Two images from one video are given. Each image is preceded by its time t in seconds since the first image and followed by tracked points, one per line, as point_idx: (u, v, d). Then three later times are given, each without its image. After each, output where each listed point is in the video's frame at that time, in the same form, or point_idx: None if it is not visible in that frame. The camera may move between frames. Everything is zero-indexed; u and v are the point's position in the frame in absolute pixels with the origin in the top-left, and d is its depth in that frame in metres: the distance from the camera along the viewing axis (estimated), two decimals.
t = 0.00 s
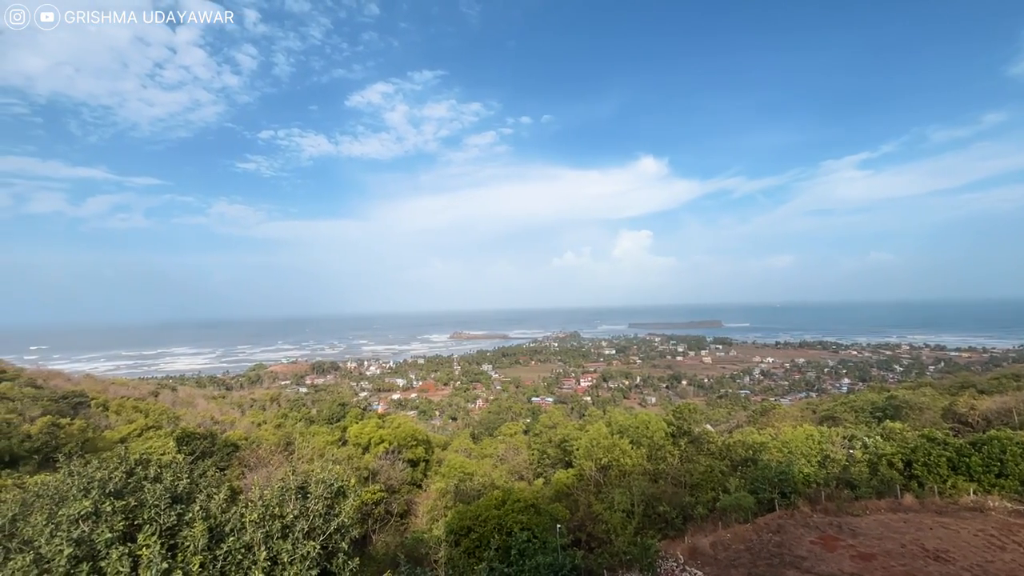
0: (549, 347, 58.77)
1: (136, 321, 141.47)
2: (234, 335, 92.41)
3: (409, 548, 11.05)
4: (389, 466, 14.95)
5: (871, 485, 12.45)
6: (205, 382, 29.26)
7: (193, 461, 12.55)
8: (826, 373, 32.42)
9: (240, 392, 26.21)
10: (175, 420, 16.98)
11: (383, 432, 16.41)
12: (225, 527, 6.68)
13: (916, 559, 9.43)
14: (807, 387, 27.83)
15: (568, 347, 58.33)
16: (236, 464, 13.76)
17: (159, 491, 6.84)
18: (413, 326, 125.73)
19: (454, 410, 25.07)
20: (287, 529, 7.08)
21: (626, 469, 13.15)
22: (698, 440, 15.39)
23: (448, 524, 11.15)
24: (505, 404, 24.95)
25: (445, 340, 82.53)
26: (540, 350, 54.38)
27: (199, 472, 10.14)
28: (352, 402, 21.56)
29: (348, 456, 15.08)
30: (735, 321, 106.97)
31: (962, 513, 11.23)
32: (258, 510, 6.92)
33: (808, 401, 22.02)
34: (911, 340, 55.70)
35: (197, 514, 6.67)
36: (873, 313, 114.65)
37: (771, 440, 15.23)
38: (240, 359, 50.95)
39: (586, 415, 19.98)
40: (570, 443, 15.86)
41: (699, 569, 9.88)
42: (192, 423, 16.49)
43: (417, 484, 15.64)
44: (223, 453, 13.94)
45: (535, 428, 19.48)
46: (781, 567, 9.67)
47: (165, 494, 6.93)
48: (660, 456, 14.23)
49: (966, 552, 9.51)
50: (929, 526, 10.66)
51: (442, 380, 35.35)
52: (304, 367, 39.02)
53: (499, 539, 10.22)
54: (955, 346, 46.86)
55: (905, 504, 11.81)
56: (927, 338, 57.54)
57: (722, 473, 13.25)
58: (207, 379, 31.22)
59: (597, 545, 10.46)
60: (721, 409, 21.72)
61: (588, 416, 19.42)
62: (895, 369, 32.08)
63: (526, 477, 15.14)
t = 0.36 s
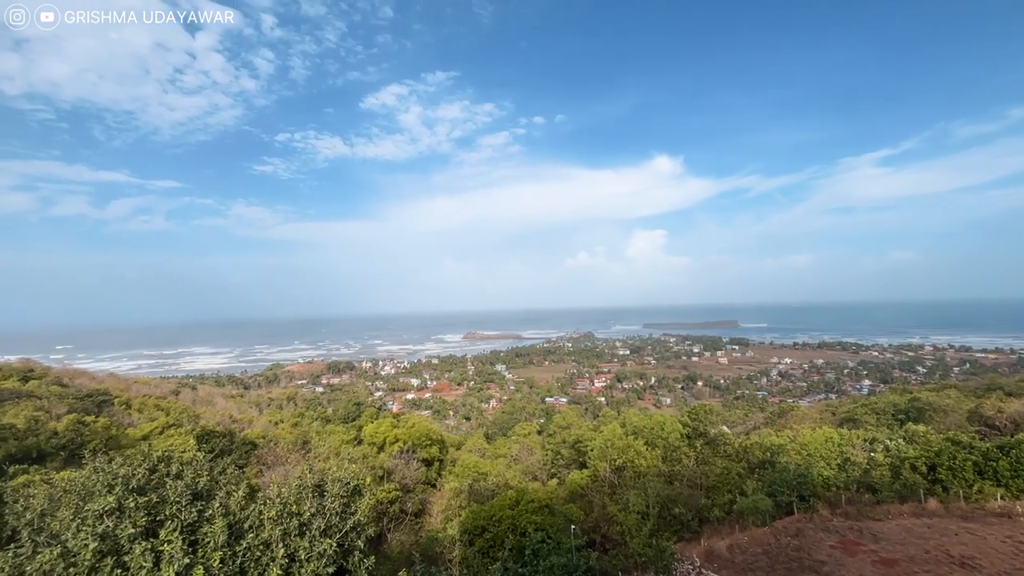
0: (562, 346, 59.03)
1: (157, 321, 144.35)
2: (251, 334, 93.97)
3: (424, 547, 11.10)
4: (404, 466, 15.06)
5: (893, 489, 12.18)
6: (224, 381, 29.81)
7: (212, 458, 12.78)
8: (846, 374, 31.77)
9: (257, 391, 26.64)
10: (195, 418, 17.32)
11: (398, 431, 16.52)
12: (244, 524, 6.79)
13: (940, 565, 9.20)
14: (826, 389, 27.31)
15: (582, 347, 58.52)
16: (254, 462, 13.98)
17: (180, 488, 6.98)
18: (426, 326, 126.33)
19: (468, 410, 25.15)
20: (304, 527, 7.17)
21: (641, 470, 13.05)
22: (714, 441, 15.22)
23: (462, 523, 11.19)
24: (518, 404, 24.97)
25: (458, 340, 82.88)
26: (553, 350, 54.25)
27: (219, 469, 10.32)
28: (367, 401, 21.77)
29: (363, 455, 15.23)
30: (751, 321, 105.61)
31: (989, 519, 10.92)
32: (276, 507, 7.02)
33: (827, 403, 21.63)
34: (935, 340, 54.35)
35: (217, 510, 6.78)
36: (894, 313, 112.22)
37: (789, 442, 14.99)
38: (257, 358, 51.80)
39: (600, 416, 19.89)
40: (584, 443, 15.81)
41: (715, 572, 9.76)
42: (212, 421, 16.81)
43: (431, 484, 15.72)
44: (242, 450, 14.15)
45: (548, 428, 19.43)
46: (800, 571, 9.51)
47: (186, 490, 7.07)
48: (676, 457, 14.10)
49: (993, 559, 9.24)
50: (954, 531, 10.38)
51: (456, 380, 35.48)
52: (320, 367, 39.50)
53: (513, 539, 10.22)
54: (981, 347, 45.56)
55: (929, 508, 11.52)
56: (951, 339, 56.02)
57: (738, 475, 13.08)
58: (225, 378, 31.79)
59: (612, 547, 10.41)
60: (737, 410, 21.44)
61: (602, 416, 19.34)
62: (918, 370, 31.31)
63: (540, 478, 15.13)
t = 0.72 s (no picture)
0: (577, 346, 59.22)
1: (177, 322, 147.40)
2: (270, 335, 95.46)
3: (439, 546, 11.12)
4: (419, 465, 15.16)
5: (917, 494, 11.89)
6: (243, 380, 30.33)
7: (232, 456, 13.00)
8: (868, 375, 31.07)
9: (275, 390, 27.05)
10: (215, 417, 17.66)
11: (413, 430, 16.63)
12: (264, 520, 6.91)
13: (967, 572, 8.94)
14: (847, 391, 26.75)
15: (597, 347, 58.73)
16: (272, 460, 14.19)
17: (201, 485, 7.12)
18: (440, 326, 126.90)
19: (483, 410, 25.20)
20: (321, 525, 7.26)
21: (656, 472, 12.94)
22: (731, 443, 15.03)
23: (477, 523, 11.23)
24: (533, 404, 24.96)
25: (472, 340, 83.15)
26: (567, 351, 54.05)
27: (238, 467, 10.52)
28: (383, 401, 21.94)
29: (379, 454, 15.36)
30: (770, 322, 104.38)
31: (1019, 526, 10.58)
32: (294, 505, 7.13)
33: (848, 405, 21.19)
34: (961, 342, 52.81)
35: (237, 507, 6.91)
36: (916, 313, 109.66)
37: (808, 445, 14.73)
38: (276, 358, 52.62)
39: (616, 417, 19.78)
40: (599, 444, 15.74)
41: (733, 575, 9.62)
42: (232, 420, 17.12)
43: (446, 483, 15.80)
44: (260, 448, 14.37)
45: (563, 429, 19.36)
46: None
47: (207, 487, 7.21)
48: (692, 459, 13.96)
49: None
50: (982, 538, 10.08)
51: (470, 381, 35.56)
52: (336, 366, 39.96)
53: (528, 539, 10.21)
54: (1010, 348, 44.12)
55: (955, 514, 11.21)
56: (979, 340, 54.42)
57: (757, 477, 12.88)
58: (244, 377, 32.34)
59: (628, 548, 10.37)
60: (755, 412, 21.12)
61: (618, 417, 19.23)
62: (943, 372, 30.47)
63: (555, 478, 15.10)
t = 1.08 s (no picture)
0: (591, 347, 59.18)
1: (197, 323, 150.25)
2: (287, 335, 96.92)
3: (454, 546, 11.15)
4: (434, 464, 15.24)
5: (943, 499, 11.59)
6: (262, 379, 30.83)
7: (251, 454, 13.23)
8: (891, 377, 30.34)
9: (292, 390, 27.44)
10: (235, 415, 17.99)
11: (428, 430, 16.72)
12: (282, 517, 7.01)
13: None
14: (869, 393, 26.17)
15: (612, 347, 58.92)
16: (291, 458, 14.40)
17: (221, 482, 7.26)
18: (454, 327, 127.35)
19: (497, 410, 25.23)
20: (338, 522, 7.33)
21: (673, 473, 12.82)
22: (749, 446, 14.83)
23: (492, 523, 11.24)
24: (547, 405, 24.93)
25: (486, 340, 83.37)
26: (582, 351, 53.81)
27: (258, 464, 10.71)
28: (398, 401, 22.10)
29: (395, 453, 15.48)
30: (788, 322, 102.68)
31: None
32: (312, 503, 7.22)
33: (870, 407, 20.72)
34: (989, 343, 51.21)
35: (256, 505, 7.02)
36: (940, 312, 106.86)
37: (829, 447, 14.43)
38: (293, 358, 53.40)
39: (631, 418, 19.62)
40: (614, 445, 15.64)
41: None
42: (251, 418, 17.41)
43: (461, 482, 15.85)
44: (279, 447, 14.59)
45: (578, 429, 19.29)
46: None
47: (227, 485, 7.35)
48: (709, 461, 13.80)
49: None
50: (1012, 545, 9.77)
51: (484, 381, 35.64)
52: (352, 366, 40.41)
53: (543, 540, 10.19)
54: None
55: (983, 520, 10.90)
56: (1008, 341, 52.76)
57: (775, 480, 12.67)
58: (263, 377, 32.86)
59: (643, 551, 10.29)
60: (774, 414, 20.80)
61: (633, 418, 19.08)
62: (971, 374, 29.59)
63: (570, 479, 15.05)
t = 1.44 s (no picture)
0: (605, 347, 59.07)
1: (215, 322, 152.93)
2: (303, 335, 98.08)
3: (468, 545, 11.16)
4: (448, 464, 15.31)
5: (968, 504, 11.30)
6: (279, 379, 31.28)
7: (269, 452, 13.43)
8: (914, 379, 29.63)
9: (308, 389, 27.78)
10: (252, 414, 18.28)
11: (442, 430, 16.78)
12: (299, 515, 7.09)
13: None
14: (891, 395, 25.60)
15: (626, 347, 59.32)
16: (307, 456, 14.59)
17: (240, 480, 7.37)
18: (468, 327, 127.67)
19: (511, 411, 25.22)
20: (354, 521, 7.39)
21: (688, 475, 12.70)
22: (766, 448, 14.63)
23: (506, 523, 11.25)
24: (561, 405, 24.86)
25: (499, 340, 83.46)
26: (595, 352, 53.55)
27: (275, 462, 10.88)
28: (412, 400, 22.23)
29: (409, 453, 15.58)
30: (806, 322, 101.15)
31: None
32: (328, 501, 7.29)
33: (892, 410, 20.27)
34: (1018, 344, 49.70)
35: (273, 503, 7.12)
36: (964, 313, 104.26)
37: (849, 450, 14.16)
38: (309, 357, 54.07)
39: (646, 419, 19.47)
40: (629, 447, 15.55)
41: None
42: (268, 417, 17.66)
43: (475, 482, 15.89)
44: (296, 445, 14.79)
45: (592, 430, 19.20)
46: None
47: (245, 482, 7.47)
48: (725, 463, 13.65)
49: None
50: None
51: (498, 381, 35.69)
52: (367, 366, 40.79)
53: (557, 541, 10.16)
54: None
55: (1010, 526, 10.60)
56: None
57: (793, 483, 12.47)
58: (280, 376, 33.33)
59: (659, 553, 10.22)
60: (792, 416, 20.45)
61: (648, 419, 18.92)
62: (999, 376, 28.75)
63: (584, 480, 14.98)
